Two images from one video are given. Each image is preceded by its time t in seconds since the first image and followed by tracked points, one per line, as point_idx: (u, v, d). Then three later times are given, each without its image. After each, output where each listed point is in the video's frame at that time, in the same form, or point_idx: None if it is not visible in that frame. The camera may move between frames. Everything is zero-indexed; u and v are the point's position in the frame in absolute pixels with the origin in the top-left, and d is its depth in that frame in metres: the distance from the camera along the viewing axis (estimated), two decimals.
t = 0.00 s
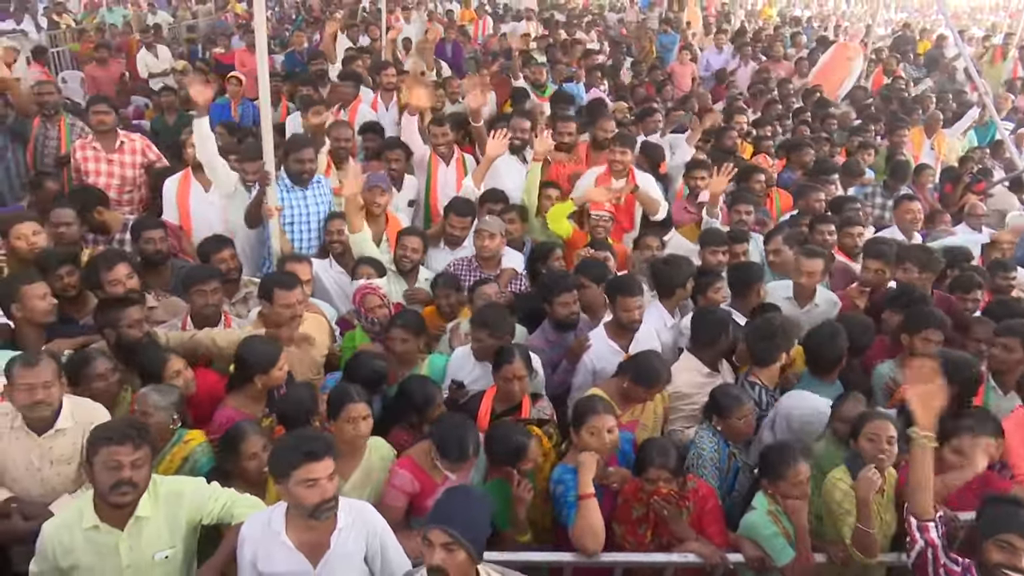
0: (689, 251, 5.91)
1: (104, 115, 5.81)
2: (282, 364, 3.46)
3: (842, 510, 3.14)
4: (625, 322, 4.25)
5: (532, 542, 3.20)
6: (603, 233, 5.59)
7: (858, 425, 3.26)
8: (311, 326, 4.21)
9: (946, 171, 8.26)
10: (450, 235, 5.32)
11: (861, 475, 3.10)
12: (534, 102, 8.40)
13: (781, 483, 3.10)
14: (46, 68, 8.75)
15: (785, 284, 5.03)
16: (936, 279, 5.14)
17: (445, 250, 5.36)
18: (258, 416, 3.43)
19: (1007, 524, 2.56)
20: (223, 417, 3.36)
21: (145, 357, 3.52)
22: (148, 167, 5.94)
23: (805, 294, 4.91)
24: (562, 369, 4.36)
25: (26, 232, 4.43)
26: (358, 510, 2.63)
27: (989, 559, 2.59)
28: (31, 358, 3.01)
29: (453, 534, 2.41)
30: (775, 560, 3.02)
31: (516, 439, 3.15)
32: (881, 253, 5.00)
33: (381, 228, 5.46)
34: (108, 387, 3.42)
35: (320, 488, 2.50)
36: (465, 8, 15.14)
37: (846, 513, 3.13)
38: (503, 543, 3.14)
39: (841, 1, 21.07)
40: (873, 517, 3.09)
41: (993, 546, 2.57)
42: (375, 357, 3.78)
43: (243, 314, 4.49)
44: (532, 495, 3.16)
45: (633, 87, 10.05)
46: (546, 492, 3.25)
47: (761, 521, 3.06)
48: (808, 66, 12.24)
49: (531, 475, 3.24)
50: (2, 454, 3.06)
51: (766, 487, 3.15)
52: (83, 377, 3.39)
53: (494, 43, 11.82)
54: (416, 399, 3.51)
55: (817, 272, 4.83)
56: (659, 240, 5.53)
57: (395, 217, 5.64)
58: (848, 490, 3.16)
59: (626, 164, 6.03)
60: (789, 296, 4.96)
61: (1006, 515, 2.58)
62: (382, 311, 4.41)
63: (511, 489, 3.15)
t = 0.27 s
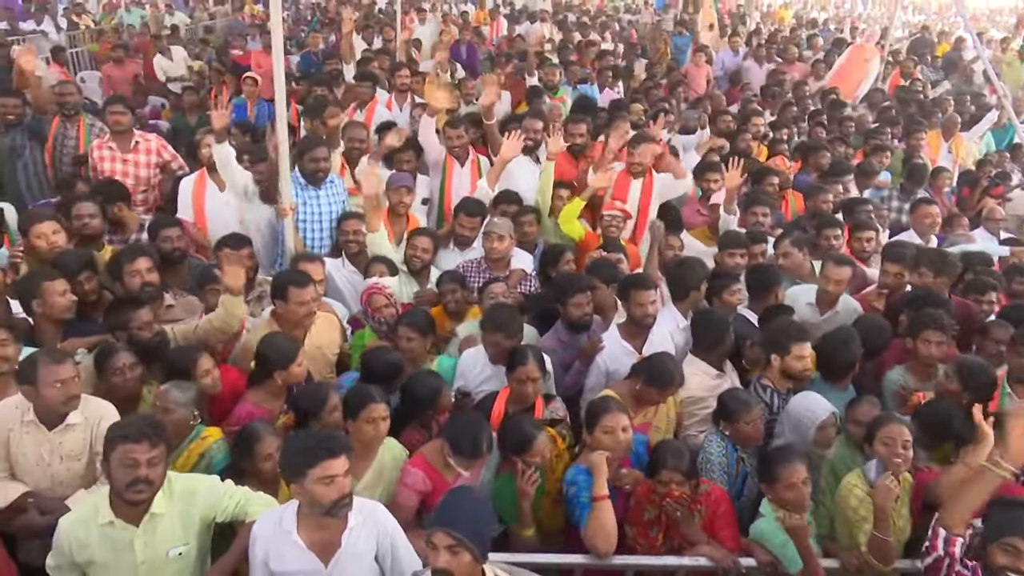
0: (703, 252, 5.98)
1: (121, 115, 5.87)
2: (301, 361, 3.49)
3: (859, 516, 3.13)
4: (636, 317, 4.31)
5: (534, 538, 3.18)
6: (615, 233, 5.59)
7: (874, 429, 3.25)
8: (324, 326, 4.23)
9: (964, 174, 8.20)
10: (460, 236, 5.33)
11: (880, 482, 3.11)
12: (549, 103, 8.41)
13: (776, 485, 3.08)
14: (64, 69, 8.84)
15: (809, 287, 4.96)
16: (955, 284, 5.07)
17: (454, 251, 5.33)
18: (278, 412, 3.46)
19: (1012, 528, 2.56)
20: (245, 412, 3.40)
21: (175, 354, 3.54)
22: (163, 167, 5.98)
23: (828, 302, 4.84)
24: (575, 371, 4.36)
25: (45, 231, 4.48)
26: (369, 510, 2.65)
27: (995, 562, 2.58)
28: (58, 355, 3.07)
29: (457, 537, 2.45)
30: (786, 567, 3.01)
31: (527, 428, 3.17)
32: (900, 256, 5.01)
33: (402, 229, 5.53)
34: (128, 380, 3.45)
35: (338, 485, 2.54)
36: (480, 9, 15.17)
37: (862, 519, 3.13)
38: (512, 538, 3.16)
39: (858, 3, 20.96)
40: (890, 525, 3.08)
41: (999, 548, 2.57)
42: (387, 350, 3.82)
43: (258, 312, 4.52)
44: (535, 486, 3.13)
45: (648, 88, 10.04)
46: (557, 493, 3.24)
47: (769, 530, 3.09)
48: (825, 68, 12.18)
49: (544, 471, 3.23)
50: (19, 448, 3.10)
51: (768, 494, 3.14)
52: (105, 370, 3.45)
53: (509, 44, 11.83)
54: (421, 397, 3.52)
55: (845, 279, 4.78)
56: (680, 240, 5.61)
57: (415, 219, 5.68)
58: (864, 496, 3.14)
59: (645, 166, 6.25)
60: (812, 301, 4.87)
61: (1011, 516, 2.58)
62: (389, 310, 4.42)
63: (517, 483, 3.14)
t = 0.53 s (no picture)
0: (719, 256, 5.96)
1: (138, 115, 5.93)
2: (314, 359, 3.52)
3: (875, 523, 3.16)
4: (646, 314, 4.32)
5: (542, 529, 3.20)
6: (630, 232, 5.58)
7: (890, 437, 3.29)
8: (338, 325, 4.27)
9: (984, 177, 8.15)
10: (473, 236, 5.34)
11: (898, 489, 3.17)
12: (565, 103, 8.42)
13: (787, 486, 3.12)
14: (84, 68, 8.92)
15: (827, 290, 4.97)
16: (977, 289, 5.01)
17: (466, 251, 5.35)
18: (292, 410, 3.50)
19: None
20: (260, 409, 3.44)
21: (199, 353, 3.59)
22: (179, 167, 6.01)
23: (847, 306, 4.83)
24: (588, 372, 4.38)
25: (65, 230, 4.54)
26: (382, 509, 2.68)
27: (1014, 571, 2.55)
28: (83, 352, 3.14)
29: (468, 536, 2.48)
30: (799, 571, 3.01)
31: (539, 416, 3.20)
32: (917, 258, 5.02)
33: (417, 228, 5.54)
34: (140, 375, 3.47)
35: (350, 484, 2.55)
36: (494, 9, 15.21)
37: (879, 526, 3.15)
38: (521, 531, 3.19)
39: (876, 4, 20.86)
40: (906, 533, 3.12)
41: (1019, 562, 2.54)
42: (411, 349, 3.82)
43: (273, 310, 4.56)
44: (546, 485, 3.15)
45: (663, 88, 10.02)
46: (566, 491, 3.27)
47: (782, 533, 3.08)
48: (842, 69, 12.13)
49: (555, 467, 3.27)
50: (42, 444, 3.14)
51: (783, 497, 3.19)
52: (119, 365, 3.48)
53: (525, 44, 11.83)
54: (431, 394, 3.55)
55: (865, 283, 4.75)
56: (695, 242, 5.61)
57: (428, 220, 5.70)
58: (883, 501, 3.18)
59: (659, 167, 6.27)
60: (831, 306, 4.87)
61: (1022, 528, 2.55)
62: (401, 310, 4.47)
63: (526, 472, 3.15)
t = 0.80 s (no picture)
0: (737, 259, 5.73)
1: (154, 114, 5.99)
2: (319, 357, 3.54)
3: (891, 529, 3.16)
4: (656, 314, 4.33)
5: (553, 526, 3.23)
6: (642, 232, 5.60)
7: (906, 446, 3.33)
8: (353, 323, 4.30)
9: (1000, 179, 8.10)
10: (485, 237, 5.36)
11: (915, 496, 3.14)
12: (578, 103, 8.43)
13: (801, 489, 3.12)
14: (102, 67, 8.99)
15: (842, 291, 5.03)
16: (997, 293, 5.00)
17: (478, 253, 5.36)
18: (300, 408, 3.53)
19: None
20: (265, 406, 3.48)
21: (215, 348, 3.64)
22: (194, 166, 6.05)
23: (864, 309, 4.83)
24: (599, 372, 4.38)
25: (85, 228, 4.59)
26: (393, 507, 2.70)
27: None
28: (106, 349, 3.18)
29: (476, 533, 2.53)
30: None
31: (547, 413, 3.23)
32: (937, 258, 5.06)
33: (427, 227, 5.53)
34: (156, 373, 3.48)
35: (350, 485, 2.58)
36: (508, 9, 15.25)
37: (894, 532, 3.16)
38: (532, 528, 3.20)
39: (893, 6, 20.78)
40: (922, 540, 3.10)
41: None
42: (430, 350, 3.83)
43: (289, 309, 4.58)
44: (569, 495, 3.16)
45: (677, 88, 10.01)
46: (576, 491, 3.28)
47: (795, 537, 3.09)
48: (858, 71, 12.09)
49: (564, 466, 3.29)
50: (70, 442, 3.15)
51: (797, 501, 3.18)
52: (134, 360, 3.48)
53: (539, 44, 11.83)
54: (443, 391, 3.58)
55: (878, 287, 4.78)
56: (706, 242, 5.56)
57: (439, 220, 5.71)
58: (900, 507, 3.18)
59: (672, 165, 6.24)
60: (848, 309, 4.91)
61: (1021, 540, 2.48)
62: (416, 309, 4.46)
63: (536, 469, 3.18)
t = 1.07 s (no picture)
0: (756, 262, 5.69)
1: (172, 113, 6.05)
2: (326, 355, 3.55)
3: (909, 537, 3.15)
4: (671, 315, 4.34)
5: (564, 525, 3.25)
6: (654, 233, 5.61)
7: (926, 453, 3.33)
8: (367, 324, 4.35)
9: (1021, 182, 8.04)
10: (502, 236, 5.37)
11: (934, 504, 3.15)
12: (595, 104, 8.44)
13: (818, 493, 3.11)
14: (121, 66, 9.07)
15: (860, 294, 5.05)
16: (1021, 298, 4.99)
17: (495, 253, 5.36)
18: (312, 405, 3.55)
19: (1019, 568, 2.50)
20: (277, 403, 3.52)
21: (234, 346, 3.70)
22: (211, 165, 6.10)
23: (883, 312, 4.83)
24: (612, 373, 4.38)
25: (107, 226, 4.64)
26: (405, 505, 2.72)
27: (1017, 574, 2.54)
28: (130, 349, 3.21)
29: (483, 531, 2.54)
30: None
31: (556, 411, 3.25)
32: (961, 261, 5.00)
33: (441, 229, 5.56)
34: (189, 371, 3.54)
35: (358, 482, 2.58)
36: (525, 10, 15.28)
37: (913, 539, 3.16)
38: (543, 527, 3.22)
39: (913, 7, 20.67)
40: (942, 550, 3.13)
41: None
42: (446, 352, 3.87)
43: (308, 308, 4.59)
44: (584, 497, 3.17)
45: (693, 89, 10.00)
46: (587, 490, 3.31)
47: (809, 540, 3.09)
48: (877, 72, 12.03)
49: (574, 466, 3.31)
50: (92, 441, 3.19)
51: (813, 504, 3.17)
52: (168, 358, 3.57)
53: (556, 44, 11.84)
54: (455, 391, 3.59)
55: (892, 290, 4.78)
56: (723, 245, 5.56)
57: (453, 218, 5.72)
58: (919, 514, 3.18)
59: (686, 166, 6.29)
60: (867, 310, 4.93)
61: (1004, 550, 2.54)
62: (430, 309, 4.46)
63: (545, 468, 3.20)
